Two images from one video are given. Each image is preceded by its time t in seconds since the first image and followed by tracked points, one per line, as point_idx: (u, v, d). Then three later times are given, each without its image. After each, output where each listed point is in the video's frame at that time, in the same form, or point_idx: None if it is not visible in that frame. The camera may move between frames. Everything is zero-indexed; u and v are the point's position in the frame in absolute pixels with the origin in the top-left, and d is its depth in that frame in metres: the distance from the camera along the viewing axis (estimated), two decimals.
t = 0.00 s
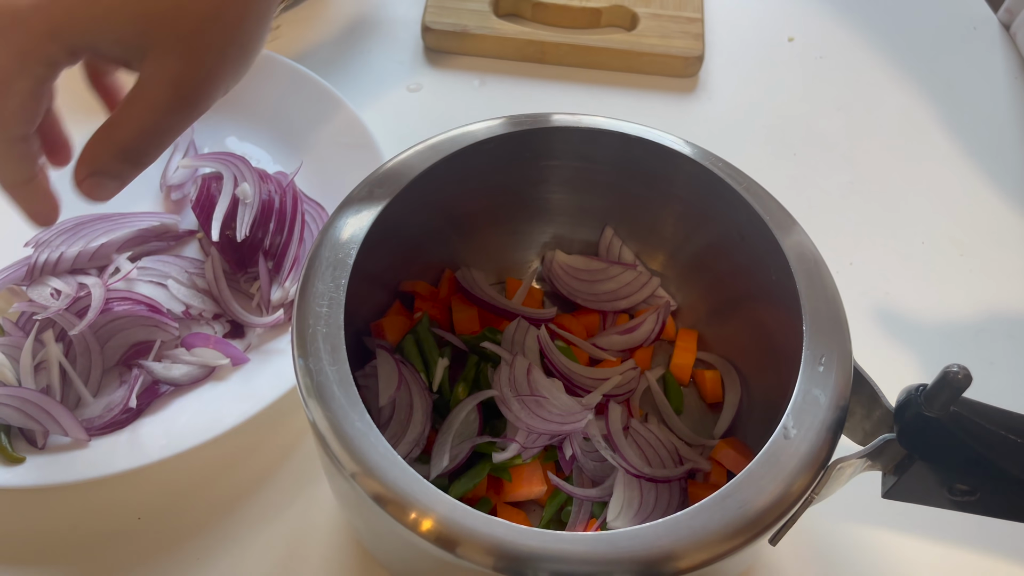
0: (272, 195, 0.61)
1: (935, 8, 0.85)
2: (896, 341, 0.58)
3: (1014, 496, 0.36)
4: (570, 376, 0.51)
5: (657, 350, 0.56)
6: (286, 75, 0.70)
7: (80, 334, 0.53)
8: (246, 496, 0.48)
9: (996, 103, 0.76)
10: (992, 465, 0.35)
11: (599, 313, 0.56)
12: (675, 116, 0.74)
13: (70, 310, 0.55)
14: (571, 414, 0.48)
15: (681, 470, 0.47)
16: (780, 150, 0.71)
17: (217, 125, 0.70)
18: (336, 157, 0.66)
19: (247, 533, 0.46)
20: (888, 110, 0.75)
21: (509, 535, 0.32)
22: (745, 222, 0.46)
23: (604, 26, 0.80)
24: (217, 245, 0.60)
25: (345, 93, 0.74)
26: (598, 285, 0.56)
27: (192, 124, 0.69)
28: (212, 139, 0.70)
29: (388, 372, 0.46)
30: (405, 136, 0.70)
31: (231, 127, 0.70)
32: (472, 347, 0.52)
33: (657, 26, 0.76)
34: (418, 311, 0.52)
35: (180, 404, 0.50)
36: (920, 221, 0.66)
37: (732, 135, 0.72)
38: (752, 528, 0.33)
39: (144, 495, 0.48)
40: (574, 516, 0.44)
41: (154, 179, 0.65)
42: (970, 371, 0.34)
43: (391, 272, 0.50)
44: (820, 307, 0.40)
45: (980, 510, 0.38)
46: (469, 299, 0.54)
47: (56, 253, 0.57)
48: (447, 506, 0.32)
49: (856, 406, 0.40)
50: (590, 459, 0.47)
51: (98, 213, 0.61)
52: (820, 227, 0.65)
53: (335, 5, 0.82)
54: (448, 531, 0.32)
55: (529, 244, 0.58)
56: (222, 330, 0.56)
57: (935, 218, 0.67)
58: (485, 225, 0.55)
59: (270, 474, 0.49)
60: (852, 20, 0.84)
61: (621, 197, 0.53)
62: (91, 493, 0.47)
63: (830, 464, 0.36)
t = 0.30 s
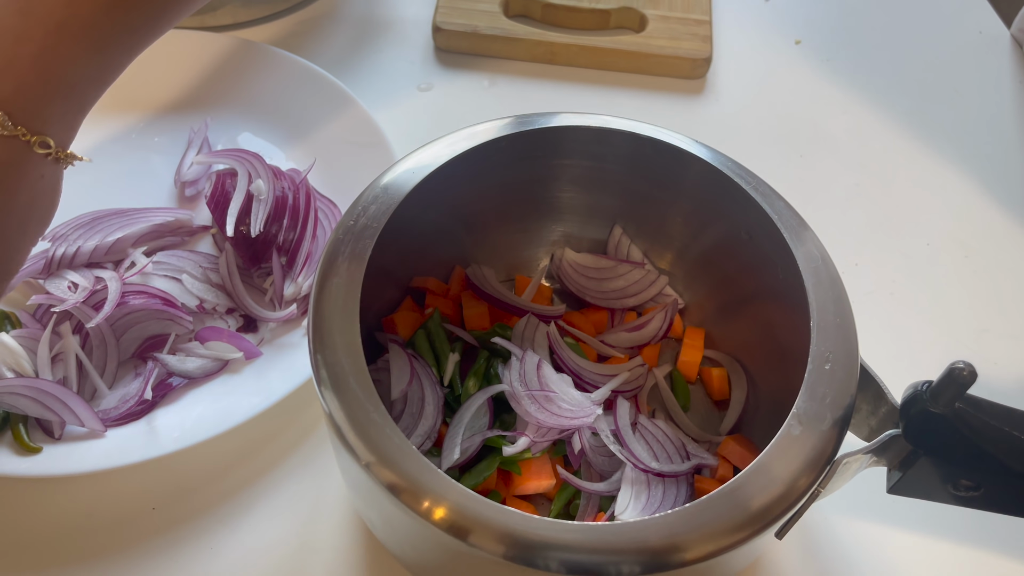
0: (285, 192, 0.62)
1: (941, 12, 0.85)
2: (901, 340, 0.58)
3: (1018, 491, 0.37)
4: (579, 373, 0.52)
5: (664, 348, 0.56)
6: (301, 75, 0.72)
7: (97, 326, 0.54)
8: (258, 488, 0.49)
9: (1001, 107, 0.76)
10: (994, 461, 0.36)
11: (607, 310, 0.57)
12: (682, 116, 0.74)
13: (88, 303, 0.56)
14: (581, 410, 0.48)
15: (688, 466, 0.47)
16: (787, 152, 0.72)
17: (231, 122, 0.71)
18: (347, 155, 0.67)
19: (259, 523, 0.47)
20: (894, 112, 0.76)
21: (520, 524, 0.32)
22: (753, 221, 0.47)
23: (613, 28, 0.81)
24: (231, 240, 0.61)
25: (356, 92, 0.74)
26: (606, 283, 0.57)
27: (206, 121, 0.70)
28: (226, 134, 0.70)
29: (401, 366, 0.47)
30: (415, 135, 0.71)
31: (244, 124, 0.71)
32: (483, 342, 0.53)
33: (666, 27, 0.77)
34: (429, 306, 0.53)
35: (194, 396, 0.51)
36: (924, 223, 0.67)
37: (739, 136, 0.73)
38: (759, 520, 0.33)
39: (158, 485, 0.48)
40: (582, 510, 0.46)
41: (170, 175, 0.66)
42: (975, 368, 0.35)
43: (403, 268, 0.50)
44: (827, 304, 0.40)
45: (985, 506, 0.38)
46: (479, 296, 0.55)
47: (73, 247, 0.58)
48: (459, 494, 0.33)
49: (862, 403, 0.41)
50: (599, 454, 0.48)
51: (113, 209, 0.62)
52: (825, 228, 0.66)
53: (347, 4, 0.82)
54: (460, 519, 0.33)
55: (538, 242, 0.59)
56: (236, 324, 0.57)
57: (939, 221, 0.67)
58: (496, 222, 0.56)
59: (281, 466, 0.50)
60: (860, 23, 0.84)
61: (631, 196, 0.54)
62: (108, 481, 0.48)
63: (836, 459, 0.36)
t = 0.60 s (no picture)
0: (297, 192, 0.63)
1: (947, 16, 0.86)
2: (906, 341, 0.59)
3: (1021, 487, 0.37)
4: (587, 370, 0.52)
5: (671, 347, 0.57)
6: (312, 76, 0.72)
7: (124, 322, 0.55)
8: (270, 483, 0.49)
9: (1006, 110, 0.76)
10: (998, 456, 0.37)
11: (615, 309, 0.57)
12: (689, 118, 0.75)
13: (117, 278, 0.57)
14: (589, 407, 0.49)
15: (695, 463, 0.48)
16: (793, 153, 0.73)
17: (242, 121, 0.72)
18: (358, 154, 0.67)
19: (270, 517, 0.48)
20: (899, 115, 0.76)
21: (531, 516, 0.33)
22: (761, 221, 0.47)
23: (620, 30, 0.81)
24: (243, 238, 0.62)
25: (366, 93, 0.75)
26: (614, 282, 0.57)
27: (217, 120, 0.71)
28: (237, 133, 0.71)
29: (412, 362, 0.48)
30: (424, 135, 0.72)
31: (255, 124, 0.72)
32: (492, 340, 0.53)
33: (673, 30, 0.78)
34: (439, 304, 0.53)
35: (207, 391, 0.51)
36: (929, 226, 0.67)
37: (745, 138, 0.74)
38: (767, 515, 0.34)
39: (172, 479, 0.49)
40: (590, 506, 0.46)
41: (182, 172, 0.67)
42: (982, 365, 0.35)
43: (413, 266, 0.51)
44: (834, 302, 0.41)
45: (988, 502, 0.39)
46: (489, 294, 0.55)
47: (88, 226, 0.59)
48: (471, 487, 0.34)
49: (869, 401, 0.41)
50: (608, 451, 0.48)
51: (126, 200, 0.63)
52: (830, 229, 0.66)
53: (357, 6, 0.83)
54: (472, 511, 0.33)
55: (547, 241, 0.60)
56: (246, 321, 0.58)
57: (944, 223, 0.68)
58: (505, 221, 0.57)
59: (293, 461, 0.50)
60: (865, 26, 0.85)
61: (639, 196, 0.55)
62: (123, 472, 0.49)
63: (844, 456, 0.36)
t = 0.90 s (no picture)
0: (303, 196, 0.64)
1: (946, 22, 0.86)
2: (907, 344, 0.59)
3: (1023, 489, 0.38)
4: (591, 373, 0.53)
5: (674, 350, 0.57)
6: (317, 81, 0.73)
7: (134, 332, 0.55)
8: (275, 484, 0.50)
9: (1005, 115, 0.77)
10: (998, 460, 0.37)
11: (618, 313, 0.57)
12: (691, 123, 0.75)
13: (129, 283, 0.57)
14: (593, 409, 0.49)
15: (698, 466, 0.48)
16: (794, 158, 0.73)
17: (248, 126, 0.73)
18: (363, 158, 0.68)
19: (276, 519, 0.48)
20: (899, 121, 0.77)
21: (535, 517, 0.33)
22: (764, 226, 0.48)
23: (622, 36, 0.82)
24: (250, 242, 0.62)
25: (371, 98, 0.76)
26: (617, 285, 0.57)
27: (223, 125, 0.72)
28: (242, 137, 0.72)
29: (417, 365, 0.48)
30: (428, 140, 0.72)
31: (260, 128, 0.73)
32: (497, 343, 0.54)
33: (675, 36, 0.78)
34: (444, 308, 0.54)
35: (214, 393, 0.52)
36: (930, 230, 0.68)
37: (746, 143, 0.74)
38: (771, 516, 0.34)
39: (178, 481, 0.49)
40: (594, 508, 0.46)
41: (188, 176, 0.68)
42: (983, 368, 0.35)
43: (418, 270, 0.51)
44: (837, 306, 0.41)
45: (989, 504, 0.39)
46: (493, 297, 0.56)
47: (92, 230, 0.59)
48: (477, 488, 0.34)
49: (870, 404, 0.42)
50: (611, 453, 0.49)
51: (133, 203, 0.63)
52: (832, 233, 0.67)
53: (361, 12, 0.84)
54: (477, 511, 0.33)
55: (550, 245, 0.60)
56: (253, 324, 0.58)
57: (945, 228, 0.68)
58: (509, 225, 0.57)
59: (298, 462, 0.51)
60: (865, 33, 0.85)
61: (642, 200, 0.55)
62: (129, 476, 0.49)
63: (846, 459, 0.37)
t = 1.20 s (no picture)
0: (306, 199, 0.64)
1: (945, 26, 0.87)
2: (908, 345, 0.59)
3: None
4: (594, 375, 0.53)
5: (676, 352, 0.57)
6: (319, 84, 0.73)
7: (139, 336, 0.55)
8: (279, 486, 0.50)
9: (1004, 119, 0.78)
10: (1002, 460, 0.38)
11: (621, 314, 0.58)
12: (691, 126, 0.76)
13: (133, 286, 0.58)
14: (597, 410, 0.49)
15: (701, 466, 0.48)
16: (795, 160, 0.73)
17: (250, 129, 0.73)
18: (366, 161, 0.68)
19: (280, 520, 0.48)
20: (899, 124, 0.77)
21: (540, 516, 0.33)
22: (766, 227, 0.48)
23: (623, 40, 0.82)
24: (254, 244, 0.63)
25: (373, 101, 0.76)
26: (620, 287, 0.57)
27: (226, 128, 0.72)
28: (245, 140, 0.72)
29: (421, 366, 0.48)
30: (430, 143, 0.73)
31: (262, 131, 0.73)
32: (500, 345, 0.54)
33: (676, 39, 0.79)
34: (447, 309, 0.54)
35: (218, 396, 0.52)
36: (930, 232, 0.68)
37: (747, 145, 0.75)
38: (776, 516, 0.34)
39: (183, 482, 0.49)
40: (597, 508, 0.47)
41: (191, 179, 0.68)
42: (985, 368, 0.36)
43: (422, 271, 0.52)
44: (840, 307, 0.41)
45: (993, 504, 0.40)
46: (496, 299, 0.56)
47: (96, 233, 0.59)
48: (482, 488, 0.34)
49: (874, 404, 0.42)
50: (614, 454, 0.49)
51: (138, 206, 0.64)
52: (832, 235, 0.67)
53: (363, 15, 0.84)
54: (482, 511, 0.34)
55: (553, 247, 0.60)
56: (257, 326, 0.58)
57: (945, 230, 0.68)
58: (512, 227, 0.57)
59: (301, 464, 0.51)
60: (865, 36, 0.86)
61: (645, 202, 0.56)
62: (134, 477, 0.49)
63: (850, 459, 0.37)
